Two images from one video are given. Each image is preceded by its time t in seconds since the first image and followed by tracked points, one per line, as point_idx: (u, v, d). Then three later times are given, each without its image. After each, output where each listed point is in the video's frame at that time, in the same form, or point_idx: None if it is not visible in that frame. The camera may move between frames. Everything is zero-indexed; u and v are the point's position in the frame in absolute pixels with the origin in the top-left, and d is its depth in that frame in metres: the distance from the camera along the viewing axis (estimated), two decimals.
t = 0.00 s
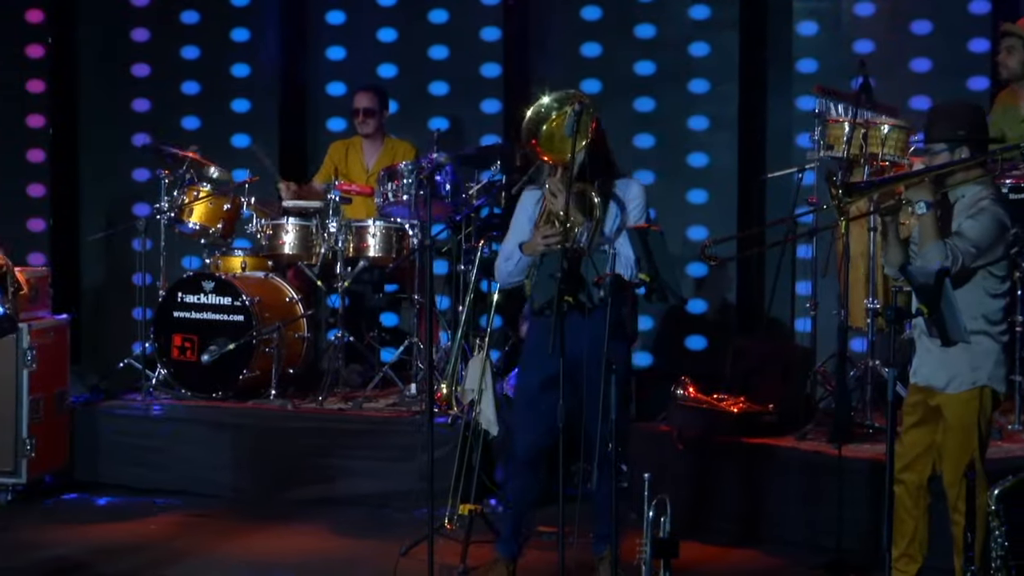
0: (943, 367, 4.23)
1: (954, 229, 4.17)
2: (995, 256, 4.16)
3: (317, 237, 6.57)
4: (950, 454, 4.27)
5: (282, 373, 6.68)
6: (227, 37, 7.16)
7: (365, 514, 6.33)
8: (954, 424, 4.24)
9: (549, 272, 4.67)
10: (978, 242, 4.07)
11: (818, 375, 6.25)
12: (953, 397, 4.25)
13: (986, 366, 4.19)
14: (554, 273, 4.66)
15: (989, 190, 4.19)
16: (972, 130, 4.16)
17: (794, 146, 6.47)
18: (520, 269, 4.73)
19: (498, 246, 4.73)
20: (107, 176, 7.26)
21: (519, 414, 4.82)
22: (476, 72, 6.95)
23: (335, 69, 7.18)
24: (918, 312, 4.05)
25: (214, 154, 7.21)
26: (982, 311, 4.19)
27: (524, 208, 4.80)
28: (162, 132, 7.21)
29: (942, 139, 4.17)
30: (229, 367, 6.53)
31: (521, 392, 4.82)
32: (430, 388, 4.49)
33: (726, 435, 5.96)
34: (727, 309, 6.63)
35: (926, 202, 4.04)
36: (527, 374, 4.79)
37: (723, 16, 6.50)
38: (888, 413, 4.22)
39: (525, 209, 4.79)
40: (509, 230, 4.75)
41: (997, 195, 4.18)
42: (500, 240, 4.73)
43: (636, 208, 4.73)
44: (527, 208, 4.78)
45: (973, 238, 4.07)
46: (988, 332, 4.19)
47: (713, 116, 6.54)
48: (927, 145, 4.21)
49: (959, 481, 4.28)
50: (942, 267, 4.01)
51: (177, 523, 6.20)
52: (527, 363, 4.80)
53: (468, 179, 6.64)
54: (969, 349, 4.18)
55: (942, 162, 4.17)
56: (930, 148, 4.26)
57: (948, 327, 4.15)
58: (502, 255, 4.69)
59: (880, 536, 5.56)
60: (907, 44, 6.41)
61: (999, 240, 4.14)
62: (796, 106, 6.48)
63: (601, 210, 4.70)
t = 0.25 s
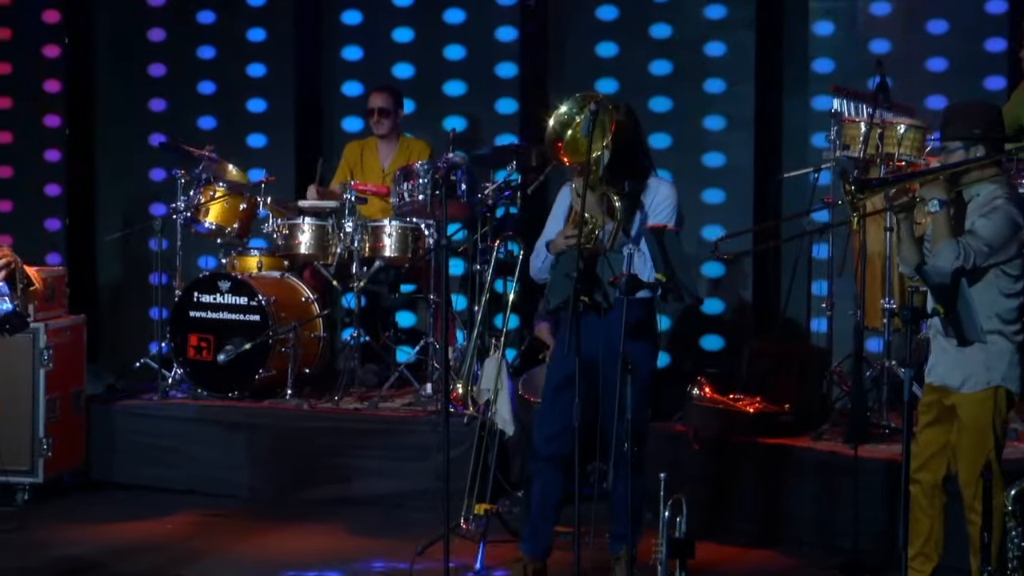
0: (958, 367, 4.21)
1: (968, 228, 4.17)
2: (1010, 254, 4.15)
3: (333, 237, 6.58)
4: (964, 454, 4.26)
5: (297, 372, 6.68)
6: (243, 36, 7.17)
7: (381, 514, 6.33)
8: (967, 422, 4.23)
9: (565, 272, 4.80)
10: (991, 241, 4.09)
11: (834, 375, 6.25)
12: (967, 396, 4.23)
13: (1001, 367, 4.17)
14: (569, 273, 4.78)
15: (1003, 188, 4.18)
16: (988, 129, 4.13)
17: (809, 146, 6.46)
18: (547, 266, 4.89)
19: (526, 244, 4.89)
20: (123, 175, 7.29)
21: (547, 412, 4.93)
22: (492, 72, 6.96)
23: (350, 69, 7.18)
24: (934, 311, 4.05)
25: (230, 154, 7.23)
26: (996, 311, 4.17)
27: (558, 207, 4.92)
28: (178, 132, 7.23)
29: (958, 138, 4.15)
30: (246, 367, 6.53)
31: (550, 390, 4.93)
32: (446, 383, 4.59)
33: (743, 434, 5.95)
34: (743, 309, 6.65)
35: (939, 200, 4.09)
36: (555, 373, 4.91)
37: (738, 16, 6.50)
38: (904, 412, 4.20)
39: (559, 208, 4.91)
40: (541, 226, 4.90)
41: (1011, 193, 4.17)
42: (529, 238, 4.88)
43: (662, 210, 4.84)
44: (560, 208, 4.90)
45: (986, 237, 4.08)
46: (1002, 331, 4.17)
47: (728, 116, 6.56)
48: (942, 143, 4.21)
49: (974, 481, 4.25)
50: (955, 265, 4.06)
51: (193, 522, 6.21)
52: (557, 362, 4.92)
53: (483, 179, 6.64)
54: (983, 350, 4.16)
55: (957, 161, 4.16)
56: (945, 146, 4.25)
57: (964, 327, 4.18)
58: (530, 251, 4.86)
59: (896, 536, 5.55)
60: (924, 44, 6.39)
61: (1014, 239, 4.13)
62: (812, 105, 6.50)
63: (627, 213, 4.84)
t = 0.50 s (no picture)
0: (968, 366, 4.23)
1: (979, 227, 4.15)
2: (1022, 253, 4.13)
3: (347, 237, 6.58)
4: (976, 453, 4.25)
5: (311, 372, 6.69)
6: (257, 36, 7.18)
7: (394, 514, 6.34)
8: (978, 421, 4.23)
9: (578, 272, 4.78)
10: (1003, 240, 4.06)
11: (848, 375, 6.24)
12: (978, 396, 4.24)
13: (1012, 366, 4.18)
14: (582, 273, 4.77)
15: (1016, 187, 4.14)
16: (999, 129, 4.13)
17: (823, 146, 6.47)
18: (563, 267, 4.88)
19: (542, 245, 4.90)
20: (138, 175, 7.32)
21: (560, 411, 4.93)
22: (506, 72, 6.96)
23: (363, 69, 7.19)
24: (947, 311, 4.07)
25: (244, 154, 7.24)
26: (1008, 310, 4.17)
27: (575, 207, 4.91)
28: (193, 132, 7.25)
29: (969, 138, 4.16)
30: (260, 366, 6.54)
31: (564, 389, 4.93)
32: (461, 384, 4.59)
33: (756, 434, 5.95)
34: (757, 309, 6.64)
35: (951, 200, 4.10)
36: (570, 372, 4.90)
37: (752, 15, 6.50)
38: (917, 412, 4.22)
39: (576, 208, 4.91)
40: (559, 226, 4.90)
41: None
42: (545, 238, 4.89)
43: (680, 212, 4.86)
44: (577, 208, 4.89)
45: (997, 236, 4.06)
46: (1014, 331, 4.18)
47: (742, 115, 6.55)
48: (953, 143, 4.20)
49: (987, 479, 4.25)
50: (966, 264, 4.05)
51: (207, 522, 6.21)
52: (571, 362, 4.91)
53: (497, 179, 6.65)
54: (994, 349, 4.17)
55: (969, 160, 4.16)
56: (957, 146, 4.25)
57: (979, 326, 4.19)
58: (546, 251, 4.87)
59: (910, 536, 5.54)
60: (938, 44, 6.35)
61: None
62: (826, 105, 6.49)
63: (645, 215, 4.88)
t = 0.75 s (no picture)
0: (980, 365, 4.23)
1: (991, 225, 4.15)
2: None
3: (363, 236, 6.58)
4: (989, 452, 4.27)
5: (327, 372, 6.70)
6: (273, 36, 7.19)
7: (409, 514, 6.34)
8: (990, 419, 4.25)
9: (594, 272, 4.76)
10: (1015, 238, 4.07)
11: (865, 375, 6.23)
12: (990, 395, 4.25)
13: None
14: (599, 273, 4.74)
15: None
16: (1010, 126, 4.15)
17: (840, 146, 6.46)
18: (574, 267, 4.83)
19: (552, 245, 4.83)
20: (153, 174, 7.34)
21: (571, 412, 4.89)
22: (522, 73, 6.96)
23: (380, 69, 7.20)
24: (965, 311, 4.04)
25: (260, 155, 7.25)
26: (1021, 308, 4.16)
27: (581, 205, 4.85)
28: (209, 132, 7.26)
29: (979, 137, 4.18)
30: (276, 366, 6.54)
31: (575, 390, 4.87)
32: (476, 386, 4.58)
33: (773, 434, 5.93)
34: (772, 309, 6.61)
35: (963, 199, 4.03)
36: (582, 374, 4.84)
37: (769, 16, 6.50)
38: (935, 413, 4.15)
39: (582, 206, 4.85)
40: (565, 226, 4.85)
41: None
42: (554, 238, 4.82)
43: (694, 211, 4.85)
44: (584, 206, 4.83)
45: (1010, 234, 4.07)
46: None
47: (757, 115, 6.54)
48: (963, 142, 4.22)
49: (1001, 477, 4.26)
50: (978, 264, 4.06)
51: (222, 522, 6.21)
52: (583, 363, 4.85)
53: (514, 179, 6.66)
54: (1006, 349, 4.18)
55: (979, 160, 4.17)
56: (967, 145, 4.26)
57: (996, 325, 4.19)
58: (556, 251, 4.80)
59: (926, 537, 5.53)
60: (955, 44, 6.33)
61: None
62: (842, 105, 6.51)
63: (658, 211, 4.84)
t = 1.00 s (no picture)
0: (989, 365, 4.23)
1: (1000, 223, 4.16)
2: None
3: (377, 237, 6.57)
4: (999, 450, 4.26)
5: (342, 372, 6.70)
6: (288, 37, 7.21)
7: (424, 514, 6.34)
8: (1001, 417, 4.23)
9: (609, 271, 4.76)
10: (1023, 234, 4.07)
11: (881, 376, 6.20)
12: (999, 394, 4.25)
13: None
14: (614, 271, 4.75)
15: None
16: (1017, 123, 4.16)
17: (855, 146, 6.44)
18: (575, 268, 4.81)
19: (551, 248, 4.80)
20: (169, 174, 7.38)
21: (580, 413, 4.82)
22: (537, 73, 6.97)
23: (395, 70, 7.20)
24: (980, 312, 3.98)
25: (275, 154, 7.27)
26: None
27: (573, 207, 4.85)
28: (225, 132, 7.30)
29: (985, 134, 4.20)
30: (290, 366, 6.55)
31: (583, 391, 4.80)
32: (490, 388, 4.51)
33: (788, 433, 5.93)
34: (787, 309, 6.67)
35: (972, 195, 3.97)
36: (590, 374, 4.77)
37: (783, 15, 6.49)
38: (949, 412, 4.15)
39: (574, 208, 4.85)
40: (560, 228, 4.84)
41: None
42: (553, 241, 4.79)
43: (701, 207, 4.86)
44: (577, 208, 4.84)
45: (1017, 231, 4.08)
46: None
47: (772, 115, 6.56)
48: (969, 141, 4.24)
49: (1014, 475, 4.25)
50: (988, 261, 4.06)
51: (237, 521, 6.22)
52: (591, 363, 4.77)
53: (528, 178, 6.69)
54: (1017, 348, 4.17)
55: (986, 158, 4.20)
56: (974, 143, 4.29)
57: (1012, 326, 4.15)
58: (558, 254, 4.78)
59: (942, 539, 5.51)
60: (970, 44, 6.19)
61: None
62: (858, 104, 6.45)
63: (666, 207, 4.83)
